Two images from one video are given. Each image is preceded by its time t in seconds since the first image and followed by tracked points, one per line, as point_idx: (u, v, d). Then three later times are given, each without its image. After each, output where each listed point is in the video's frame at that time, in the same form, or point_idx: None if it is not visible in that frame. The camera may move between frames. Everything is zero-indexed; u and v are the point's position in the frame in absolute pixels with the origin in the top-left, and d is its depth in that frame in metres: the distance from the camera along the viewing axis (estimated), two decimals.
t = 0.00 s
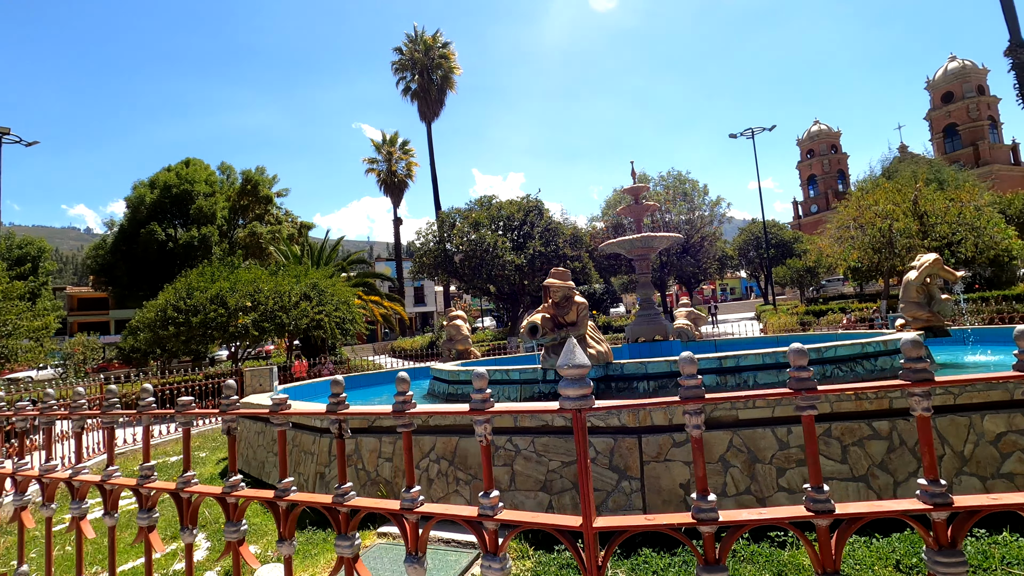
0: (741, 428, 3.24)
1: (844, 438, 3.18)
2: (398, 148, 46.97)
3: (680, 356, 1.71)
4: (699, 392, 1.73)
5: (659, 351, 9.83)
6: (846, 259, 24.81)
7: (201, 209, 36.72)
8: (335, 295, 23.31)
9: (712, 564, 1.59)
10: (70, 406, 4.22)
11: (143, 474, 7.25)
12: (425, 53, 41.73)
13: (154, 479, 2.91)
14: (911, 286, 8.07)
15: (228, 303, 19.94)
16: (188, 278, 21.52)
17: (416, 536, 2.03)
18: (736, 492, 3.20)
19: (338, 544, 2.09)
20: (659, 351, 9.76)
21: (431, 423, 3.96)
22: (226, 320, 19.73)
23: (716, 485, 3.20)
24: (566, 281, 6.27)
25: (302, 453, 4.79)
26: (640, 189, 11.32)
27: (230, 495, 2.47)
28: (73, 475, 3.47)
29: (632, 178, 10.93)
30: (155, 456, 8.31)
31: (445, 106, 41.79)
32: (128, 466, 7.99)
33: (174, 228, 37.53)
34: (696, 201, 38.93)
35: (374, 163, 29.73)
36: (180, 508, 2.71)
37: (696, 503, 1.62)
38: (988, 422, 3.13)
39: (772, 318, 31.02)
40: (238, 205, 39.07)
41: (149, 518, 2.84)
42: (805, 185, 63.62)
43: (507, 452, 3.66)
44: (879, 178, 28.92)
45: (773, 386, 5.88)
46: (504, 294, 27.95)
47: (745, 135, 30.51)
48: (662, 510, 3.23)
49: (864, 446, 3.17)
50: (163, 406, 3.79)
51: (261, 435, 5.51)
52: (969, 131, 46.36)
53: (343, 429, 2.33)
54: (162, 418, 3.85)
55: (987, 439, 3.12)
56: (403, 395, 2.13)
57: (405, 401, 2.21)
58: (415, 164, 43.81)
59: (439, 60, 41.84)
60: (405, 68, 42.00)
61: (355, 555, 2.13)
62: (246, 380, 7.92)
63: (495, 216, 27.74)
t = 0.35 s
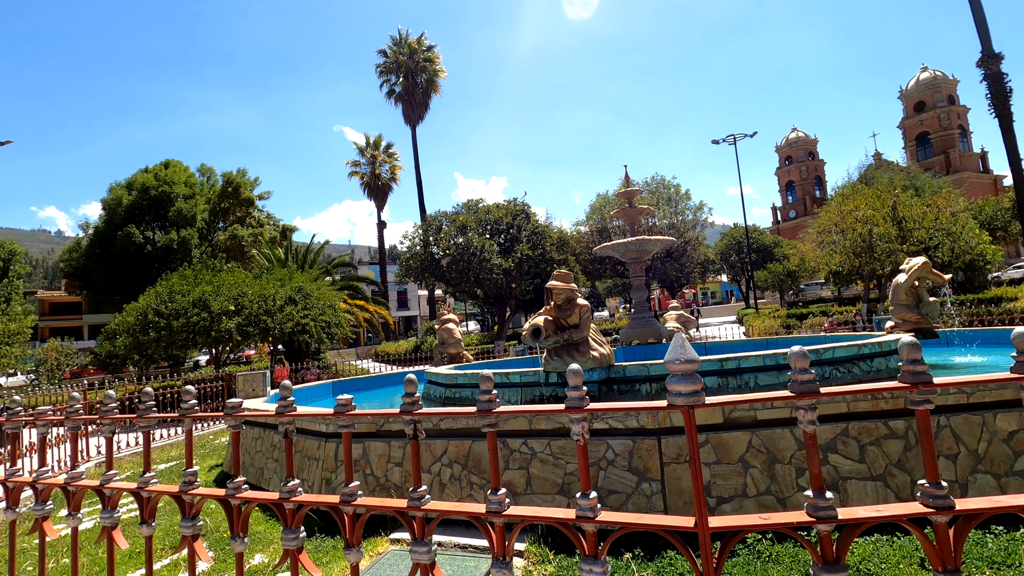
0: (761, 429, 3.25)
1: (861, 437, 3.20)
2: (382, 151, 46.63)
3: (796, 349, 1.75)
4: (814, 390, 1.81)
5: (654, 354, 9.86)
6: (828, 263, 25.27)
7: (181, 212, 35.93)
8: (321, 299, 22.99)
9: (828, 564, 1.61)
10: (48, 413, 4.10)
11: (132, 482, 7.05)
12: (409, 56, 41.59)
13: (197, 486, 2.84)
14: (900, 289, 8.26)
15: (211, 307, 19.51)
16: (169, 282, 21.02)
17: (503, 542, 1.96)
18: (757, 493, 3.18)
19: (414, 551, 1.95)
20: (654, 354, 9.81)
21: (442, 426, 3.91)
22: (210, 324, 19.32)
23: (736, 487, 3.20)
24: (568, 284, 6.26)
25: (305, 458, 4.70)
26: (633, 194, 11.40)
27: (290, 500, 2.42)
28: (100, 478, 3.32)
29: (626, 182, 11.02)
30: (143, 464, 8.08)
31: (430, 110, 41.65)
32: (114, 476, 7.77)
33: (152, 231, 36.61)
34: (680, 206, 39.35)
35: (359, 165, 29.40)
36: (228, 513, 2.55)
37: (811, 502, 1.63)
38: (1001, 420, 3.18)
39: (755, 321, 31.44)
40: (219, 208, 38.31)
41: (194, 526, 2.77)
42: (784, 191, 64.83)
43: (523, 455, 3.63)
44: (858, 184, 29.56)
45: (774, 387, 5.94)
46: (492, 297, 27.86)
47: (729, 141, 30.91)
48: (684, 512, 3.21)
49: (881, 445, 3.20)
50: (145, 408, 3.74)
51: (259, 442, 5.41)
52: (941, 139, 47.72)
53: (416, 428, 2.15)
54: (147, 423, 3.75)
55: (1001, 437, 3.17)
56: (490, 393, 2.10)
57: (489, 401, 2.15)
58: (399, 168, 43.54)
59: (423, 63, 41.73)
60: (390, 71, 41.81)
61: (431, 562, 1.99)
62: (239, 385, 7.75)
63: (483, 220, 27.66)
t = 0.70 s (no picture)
0: (806, 431, 3.17)
1: (908, 439, 3.14)
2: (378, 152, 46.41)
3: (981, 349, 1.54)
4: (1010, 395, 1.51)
5: (664, 355, 9.79)
6: (827, 263, 25.33)
7: (175, 213, 35.56)
8: (320, 301, 22.81)
9: None
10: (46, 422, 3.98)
11: (138, 488, 6.88)
12: (405, 56, 41.41)
13: (269, 500, 2.71)
14: (912, 289, 8.23)
15: (209, 309, 19.27)
16: (165, 284, 20.74)
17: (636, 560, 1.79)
18: (803, 498, 3.11)
19: (532, 572, 1.82)
20: (664, 355, 9.74)
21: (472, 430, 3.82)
22: (208, 327, 19.11)
23: (783, 491, 3.11)
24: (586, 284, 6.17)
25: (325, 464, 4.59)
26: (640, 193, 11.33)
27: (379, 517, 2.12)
28: (157, 493, 3.21)
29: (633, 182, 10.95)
30: (149, 469, 7.92)
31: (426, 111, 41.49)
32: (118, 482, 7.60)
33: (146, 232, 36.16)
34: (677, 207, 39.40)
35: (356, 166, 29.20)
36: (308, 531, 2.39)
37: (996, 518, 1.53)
38: None
39: (753, 321, 31.50)
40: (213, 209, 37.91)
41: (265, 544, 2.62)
42: (778, 191, 65.14)
43: (562, 459, 3.53)
44: (855, 184, 29.68)
45: (796, 388, 5.87)
46: (491, 298, 27.74)
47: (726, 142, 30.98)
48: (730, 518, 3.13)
49: (928, 448, 3.13)
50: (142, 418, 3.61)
51: (274, 447, 5.31)
52: (933, 140, 48.16)
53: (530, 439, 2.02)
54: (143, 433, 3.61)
55: None
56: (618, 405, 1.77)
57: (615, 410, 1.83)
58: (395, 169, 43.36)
59: (419, 64, 41.57)
60: (385, 72, 41.68)
61: None
62: (247, 388, 7.60)
63: (482, 221, 27.52)
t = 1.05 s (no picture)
0: (842, 426, 3.16)
1: (943, 434, 3.13)
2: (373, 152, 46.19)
3: None
4: None
5: (670, 354, 9.80)
6: (824, 263, 25.44)
7: (169, 213, 35.17)
8: (319, 301, 22.65)
9: None
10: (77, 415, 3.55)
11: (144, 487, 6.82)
12: (400, 56, 41.24)
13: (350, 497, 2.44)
14: (919, 287, 8.30)
15: (207, 309, 19.10)
16: (162, 284, 20.51)
17: (761, 549, 1.64)
18: (839, 493, 3.11)
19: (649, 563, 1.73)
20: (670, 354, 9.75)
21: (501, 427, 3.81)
22: (206, 327, 18.91)
23: (818, 486, 3.12)
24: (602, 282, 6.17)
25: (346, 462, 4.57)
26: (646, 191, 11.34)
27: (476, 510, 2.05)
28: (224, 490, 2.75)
29: (639, 180, 10.96)
30: (153, 470, 7.84)
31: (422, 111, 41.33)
32: (124, 483, 7.50)
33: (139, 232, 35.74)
34: (673, 207, 39.52)
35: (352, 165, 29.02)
36: (393, 527, 2.13)
37: None
38: None
39: (750, 321, 31.67)
40: (207, 210, 37.38)
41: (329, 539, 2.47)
42: (771, 192, 65.50)
43: (593, 456, 3.52)
44: (851, 184, 29.89)
45: (811, 385, 5.90)
46: (490, 298, 27.71)
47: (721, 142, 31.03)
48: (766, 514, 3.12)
49: (963, 442, 3.12)
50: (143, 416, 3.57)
51: (291, 446, 5.27)
52: (924, 141, 48.57)
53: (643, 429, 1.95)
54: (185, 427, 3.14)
55: None
56: (746, 389, 1.72)
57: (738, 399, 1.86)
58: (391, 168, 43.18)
59: (415, 63, 41.40)
60: (381, 71, 41.48)
61: None
62: (257, 388, 7.55)
63: (481, 220, 27.44)
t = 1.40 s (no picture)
0: (886, 420, 3.19)
1: (987, 427, 3.15)
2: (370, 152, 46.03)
3: None
4: None
5: (682, 352, 9.83)
6: (823, 262, 25.60)
7: (164, 212, 34.79)
8: (320, 300, 22.54)
9: None
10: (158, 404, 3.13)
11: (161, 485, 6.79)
12: (397, 55, 41.09)
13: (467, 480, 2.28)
14: (931, 284, 8.37)
15: (209, 309, 18.97)
16: (161, 284, 20.33)
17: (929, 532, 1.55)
18: (887, 485, 3.14)
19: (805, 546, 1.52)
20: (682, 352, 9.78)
21: (541, 424, 3.79)
22: (207, 327, 18.77)
23: (866, 479, 3.14)
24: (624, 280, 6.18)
25: (377, 458, 4.56)
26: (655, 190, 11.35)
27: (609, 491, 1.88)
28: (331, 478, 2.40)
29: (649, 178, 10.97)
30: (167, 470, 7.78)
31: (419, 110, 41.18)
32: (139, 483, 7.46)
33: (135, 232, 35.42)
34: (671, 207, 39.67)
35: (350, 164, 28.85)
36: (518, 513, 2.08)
37: None
38: None
39: (748, 319, 31.84)
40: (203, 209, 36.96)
41: (350, 522, 2.35)
42: (766, 192, 65.86)
43: (635, 450, 3.53)
44: (848, 184, 30.08)
45: (833, 381, 5.92)
46: (490, 297, 27.69)
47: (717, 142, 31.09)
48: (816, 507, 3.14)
49: (1010, 434, 3.14)
50: (199, 407, 3.30)
51: (317, 445, 5.27)
52: (916, 142, 49.06)
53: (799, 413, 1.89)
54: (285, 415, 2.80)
55: None
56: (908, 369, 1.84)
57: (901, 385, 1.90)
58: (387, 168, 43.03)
59: (412, 62, 41.26)
60: (378, 71, 41.33)
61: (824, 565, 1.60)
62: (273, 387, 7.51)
63: (481, 220, 27.41)
